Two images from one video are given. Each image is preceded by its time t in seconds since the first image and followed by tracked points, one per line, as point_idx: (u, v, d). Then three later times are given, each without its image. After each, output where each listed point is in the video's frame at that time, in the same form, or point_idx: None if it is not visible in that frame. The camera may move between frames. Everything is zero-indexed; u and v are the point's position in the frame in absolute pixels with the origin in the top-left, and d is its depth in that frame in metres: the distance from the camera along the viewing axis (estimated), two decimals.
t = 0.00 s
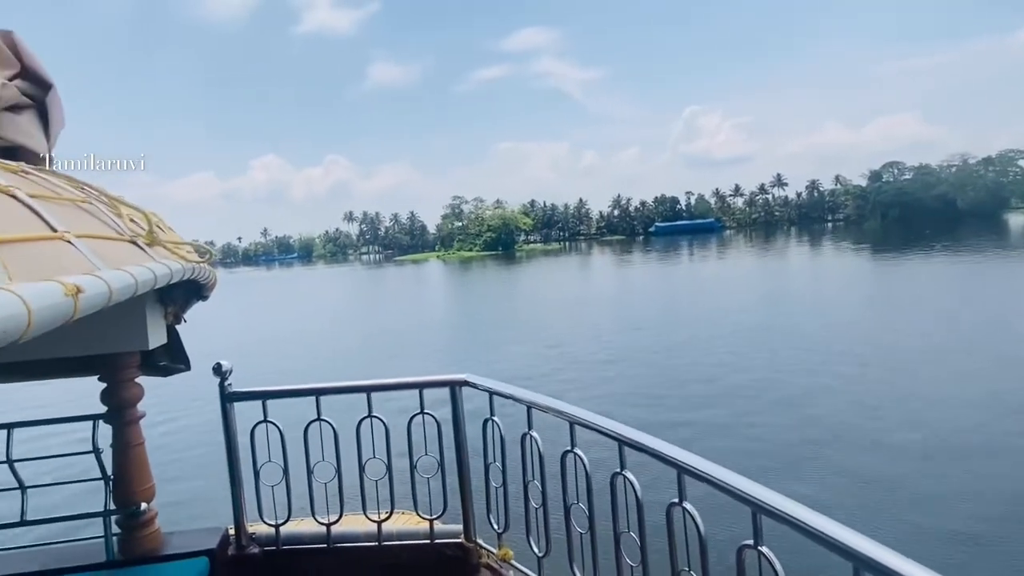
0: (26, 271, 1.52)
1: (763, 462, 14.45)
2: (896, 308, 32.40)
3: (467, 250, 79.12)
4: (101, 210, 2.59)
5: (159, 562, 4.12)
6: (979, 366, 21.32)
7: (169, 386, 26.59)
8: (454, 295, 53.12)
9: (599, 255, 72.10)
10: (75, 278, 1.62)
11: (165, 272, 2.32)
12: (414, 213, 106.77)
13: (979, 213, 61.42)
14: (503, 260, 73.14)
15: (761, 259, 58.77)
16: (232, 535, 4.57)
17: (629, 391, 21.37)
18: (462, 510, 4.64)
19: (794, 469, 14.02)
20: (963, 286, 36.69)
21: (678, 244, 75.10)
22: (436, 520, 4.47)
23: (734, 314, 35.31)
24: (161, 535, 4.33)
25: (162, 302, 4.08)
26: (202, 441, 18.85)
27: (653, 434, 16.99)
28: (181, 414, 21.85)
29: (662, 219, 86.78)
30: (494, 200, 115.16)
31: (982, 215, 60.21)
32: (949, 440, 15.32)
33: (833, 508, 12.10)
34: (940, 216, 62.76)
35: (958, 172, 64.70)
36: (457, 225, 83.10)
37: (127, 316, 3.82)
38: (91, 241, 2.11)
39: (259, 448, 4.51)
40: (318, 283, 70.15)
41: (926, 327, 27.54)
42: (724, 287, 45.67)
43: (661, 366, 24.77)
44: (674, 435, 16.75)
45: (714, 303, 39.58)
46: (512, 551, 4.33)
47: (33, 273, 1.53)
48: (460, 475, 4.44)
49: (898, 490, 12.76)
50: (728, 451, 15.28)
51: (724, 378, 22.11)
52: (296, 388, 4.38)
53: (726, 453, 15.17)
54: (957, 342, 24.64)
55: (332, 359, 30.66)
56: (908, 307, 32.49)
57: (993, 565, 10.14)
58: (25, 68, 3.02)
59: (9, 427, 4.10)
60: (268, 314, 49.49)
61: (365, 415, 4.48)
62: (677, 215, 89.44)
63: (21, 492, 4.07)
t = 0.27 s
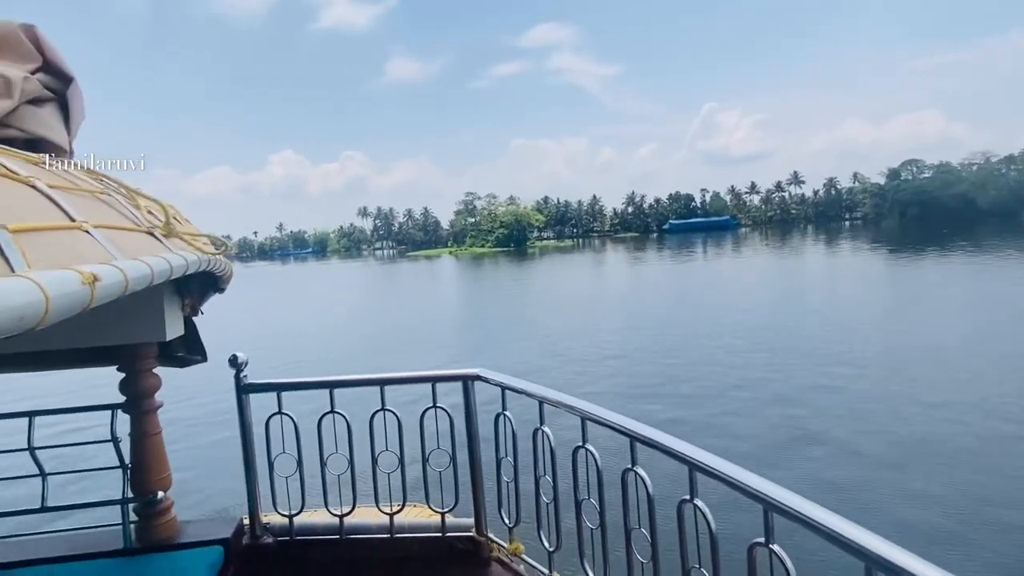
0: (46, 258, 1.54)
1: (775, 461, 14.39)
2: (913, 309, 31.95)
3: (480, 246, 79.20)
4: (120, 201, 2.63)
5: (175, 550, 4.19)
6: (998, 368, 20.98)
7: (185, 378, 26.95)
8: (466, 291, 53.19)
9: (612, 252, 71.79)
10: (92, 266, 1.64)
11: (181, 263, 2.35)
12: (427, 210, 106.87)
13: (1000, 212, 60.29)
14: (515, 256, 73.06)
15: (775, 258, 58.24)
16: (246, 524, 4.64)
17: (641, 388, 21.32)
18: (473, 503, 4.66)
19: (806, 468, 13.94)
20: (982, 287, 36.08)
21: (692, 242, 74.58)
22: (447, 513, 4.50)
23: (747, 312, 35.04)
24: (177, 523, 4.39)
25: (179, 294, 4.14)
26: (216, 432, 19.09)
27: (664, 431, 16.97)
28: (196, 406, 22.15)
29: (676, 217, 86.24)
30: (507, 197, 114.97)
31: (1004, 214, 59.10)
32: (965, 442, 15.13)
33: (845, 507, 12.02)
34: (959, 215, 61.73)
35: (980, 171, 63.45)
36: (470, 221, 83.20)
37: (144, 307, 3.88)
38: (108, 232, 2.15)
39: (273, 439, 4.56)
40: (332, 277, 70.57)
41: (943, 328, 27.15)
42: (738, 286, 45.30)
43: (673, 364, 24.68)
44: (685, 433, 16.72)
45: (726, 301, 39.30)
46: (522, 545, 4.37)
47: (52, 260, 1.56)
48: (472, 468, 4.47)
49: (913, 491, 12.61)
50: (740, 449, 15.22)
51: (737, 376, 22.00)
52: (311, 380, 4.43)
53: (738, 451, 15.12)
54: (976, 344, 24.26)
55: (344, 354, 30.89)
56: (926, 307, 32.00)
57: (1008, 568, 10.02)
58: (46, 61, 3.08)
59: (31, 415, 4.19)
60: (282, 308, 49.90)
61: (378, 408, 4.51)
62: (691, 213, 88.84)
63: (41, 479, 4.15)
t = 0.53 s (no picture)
0: (67, 241, 1.56)
1: (792, 460, 14.27)
2: (937, 308, 31.38)
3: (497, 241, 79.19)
4: (143, 188, 2.67)
5: (195, 535, 4.26)
6: None
7: (206, 368, 27.38)
8: (482, 286, 53.30)
9: (629, 248, 71.39)
10: (116, 250, 1.66)
11: (202, 251, 2.38)
12: (445, 205, 107.09)
13: None
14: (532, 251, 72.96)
15: (795, 255, 57.50)
16: (265, 511, 4.70)
17: (657, 386, 21.26)
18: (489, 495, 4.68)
19: (823, 467, 13.81)
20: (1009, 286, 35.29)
21: (710, 238, 73.89)
22: (463, 504, 4.52)
23: (766, 310, 34.66)
24: (197, 509, 4.46)
25: (200, 283, 4.21)
26: (235, 422, 19.40)
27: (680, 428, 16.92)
28: (217, 396, 22.52)
29: (695, 213, 85.47)
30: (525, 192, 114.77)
31: None
32: (989, 443, 14.86)
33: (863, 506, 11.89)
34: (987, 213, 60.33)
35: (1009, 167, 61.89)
36: (486, 216, 83.24)
37: (166, 295, 3.94)
38: (132, 217, 2.18)
39: (292, 428, 4.61)
40: (350, 271, 71.10)
41: (968, 328, 26.62)
42: (757, 283, 44.82)
43: (689, 362, 24.55)
44: (701, 430, 16.64)
45: (744, 299, 38.93)
46: (538, 537, 4.38)
47: (75, 243, 1.58)
48: (488, 461, 4.48)
49: (933, 492, 12.42)
50: (756, 447, 15.11)
51: (754, 375, 21.82)
52: (330, 369, 4.47)
53: (754, 449, 15.02)
54: (1001, 344, 23.76)
55: (361, 347, 31.16)
56: (950, 306, 31.40)
57: None
58: (72, 52, 3.13)
59: (57, 401, 4.28)
60: (301, 301, 50.45)
61: (395, 399, 4.54)
62: (710, 209, 87.99)
63: (66, 463, 4.24)
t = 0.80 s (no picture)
0: (105, 222, 1.59)
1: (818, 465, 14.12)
2: (971, 306, 30.56)
3: (519, 233, 79.00)
4: (177, 174, 2.72)
5: (223, 518, 4.34)
6: None
7: (234, 356, 27.92)
8: (505, 278, 53.37)
9: (653, 242, 70.76)
10: (150, 232, 1.69)
11: (232, 235, 2.41)
12: (469, 197, 107.14)
13: None
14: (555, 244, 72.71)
15: (824, 250, 56.43)
16: (291, 496, 4.78)
17: (680, 382, 21.12)
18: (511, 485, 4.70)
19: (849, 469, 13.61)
20: None
21: (736, 233, 72.85)
22: (486, 494, 4.54)
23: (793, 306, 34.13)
24: (225, 492, 4.55)
25: (231, 272, 4.29)
26: (262, 408, 19.77)
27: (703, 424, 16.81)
28: (244, 383, 22.96)
29: (721, 206, 84.29)
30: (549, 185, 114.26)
31: None
32: None
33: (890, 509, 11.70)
34: None
35: None
36: (510, 208, 83.12)
37: (197, 283, 4.02)
38: (166, 202, 2.21)
39: (319, 414, 4.67)
40: (374, 263, 71.71)
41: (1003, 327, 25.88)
42: (784, 279, 44.11)
43: (713, 358, 24.33)
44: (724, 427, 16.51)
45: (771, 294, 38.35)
46: (561, 527, 4.39)
47: (111, 224, 1.61)
48: (512, 451, 4.50)
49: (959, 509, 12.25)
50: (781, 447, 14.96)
51: (780, 373, 21.56)
52: (356, 358, 4.51)
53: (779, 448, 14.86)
54: None
55: (384, 338, 31.48)
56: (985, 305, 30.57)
57: None
58: (108, 40, 3.19)
59: (93, 384, 4.39)
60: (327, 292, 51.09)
61: (419, 388, 4.57)
62: (737, 203, 86.70)
63: (101, 445, 4.36)
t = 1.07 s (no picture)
0: (149, 201, 1.63)
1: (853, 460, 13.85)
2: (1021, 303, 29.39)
3: (551, 224, 78.68)
4: (219, 157, 2.77)
5: (260, 497, 4.45)
6: None
7: (270, 341, 28.58)
8: (536, 268, 53.26)
9: (687, 234, 69.70)
10: (193, 212, 1.72)
11: (271, 218, 2.44)
12: (501, 187, 106.87)
13: None
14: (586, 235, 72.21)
15: (865, 243, 54.85)
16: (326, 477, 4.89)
17: (712, 377, 20.92)
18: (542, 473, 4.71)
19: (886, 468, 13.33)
20: None
21: (773, 225, 71.24)
22: (516, 481, 4.56)
23: (831, 301, 33.33)
24: (262, 472, 4.66)
25: (268, 257, 4.37)
26: (297, 392, 20.22)
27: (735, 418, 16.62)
28: (280, 367, 23.50)
29: (758, 198, 82.48)
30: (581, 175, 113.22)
31: None
32: None
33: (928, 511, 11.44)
34: None
35: None
36: (542, 198, 82.67)
37: (237, 267, 4.11)
38: (207, 184, 2.25)
39: (353, 398, 4.74)
40: (407, 252, 72.29)
41: None
42: (822, 272, 43.05)
43: (747, 353, 23.96)
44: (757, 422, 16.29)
45: (808, 288, 37.50)
46: (591, 516, 4.40)
47: (156, 203, 1.64)
48: (542, 439, 4.50)
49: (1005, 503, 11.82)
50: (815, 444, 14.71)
51: (816, 370, 21.17)
52: (389, 344, 4.56)
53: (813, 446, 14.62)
54: None
55: (416, 327, 31.81)
56: None
57: None
58: (152, 28, 3.27)
59: (136, 364, 4.53)
60: (360, 280, 51.80)
61: (451, 374, 4.60)
62: (774, 194, 84.73)
63: (144, 423, 4.50)
